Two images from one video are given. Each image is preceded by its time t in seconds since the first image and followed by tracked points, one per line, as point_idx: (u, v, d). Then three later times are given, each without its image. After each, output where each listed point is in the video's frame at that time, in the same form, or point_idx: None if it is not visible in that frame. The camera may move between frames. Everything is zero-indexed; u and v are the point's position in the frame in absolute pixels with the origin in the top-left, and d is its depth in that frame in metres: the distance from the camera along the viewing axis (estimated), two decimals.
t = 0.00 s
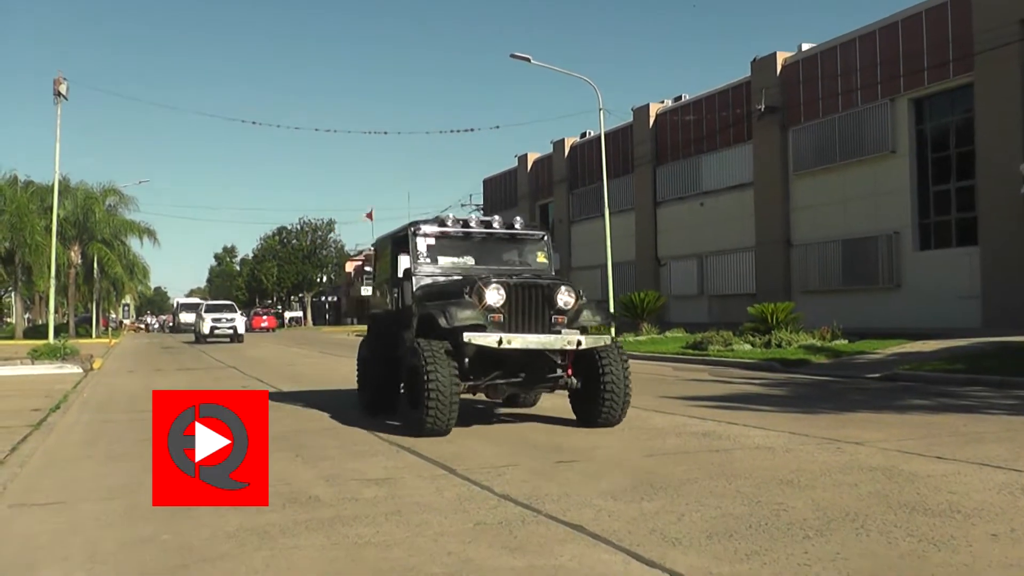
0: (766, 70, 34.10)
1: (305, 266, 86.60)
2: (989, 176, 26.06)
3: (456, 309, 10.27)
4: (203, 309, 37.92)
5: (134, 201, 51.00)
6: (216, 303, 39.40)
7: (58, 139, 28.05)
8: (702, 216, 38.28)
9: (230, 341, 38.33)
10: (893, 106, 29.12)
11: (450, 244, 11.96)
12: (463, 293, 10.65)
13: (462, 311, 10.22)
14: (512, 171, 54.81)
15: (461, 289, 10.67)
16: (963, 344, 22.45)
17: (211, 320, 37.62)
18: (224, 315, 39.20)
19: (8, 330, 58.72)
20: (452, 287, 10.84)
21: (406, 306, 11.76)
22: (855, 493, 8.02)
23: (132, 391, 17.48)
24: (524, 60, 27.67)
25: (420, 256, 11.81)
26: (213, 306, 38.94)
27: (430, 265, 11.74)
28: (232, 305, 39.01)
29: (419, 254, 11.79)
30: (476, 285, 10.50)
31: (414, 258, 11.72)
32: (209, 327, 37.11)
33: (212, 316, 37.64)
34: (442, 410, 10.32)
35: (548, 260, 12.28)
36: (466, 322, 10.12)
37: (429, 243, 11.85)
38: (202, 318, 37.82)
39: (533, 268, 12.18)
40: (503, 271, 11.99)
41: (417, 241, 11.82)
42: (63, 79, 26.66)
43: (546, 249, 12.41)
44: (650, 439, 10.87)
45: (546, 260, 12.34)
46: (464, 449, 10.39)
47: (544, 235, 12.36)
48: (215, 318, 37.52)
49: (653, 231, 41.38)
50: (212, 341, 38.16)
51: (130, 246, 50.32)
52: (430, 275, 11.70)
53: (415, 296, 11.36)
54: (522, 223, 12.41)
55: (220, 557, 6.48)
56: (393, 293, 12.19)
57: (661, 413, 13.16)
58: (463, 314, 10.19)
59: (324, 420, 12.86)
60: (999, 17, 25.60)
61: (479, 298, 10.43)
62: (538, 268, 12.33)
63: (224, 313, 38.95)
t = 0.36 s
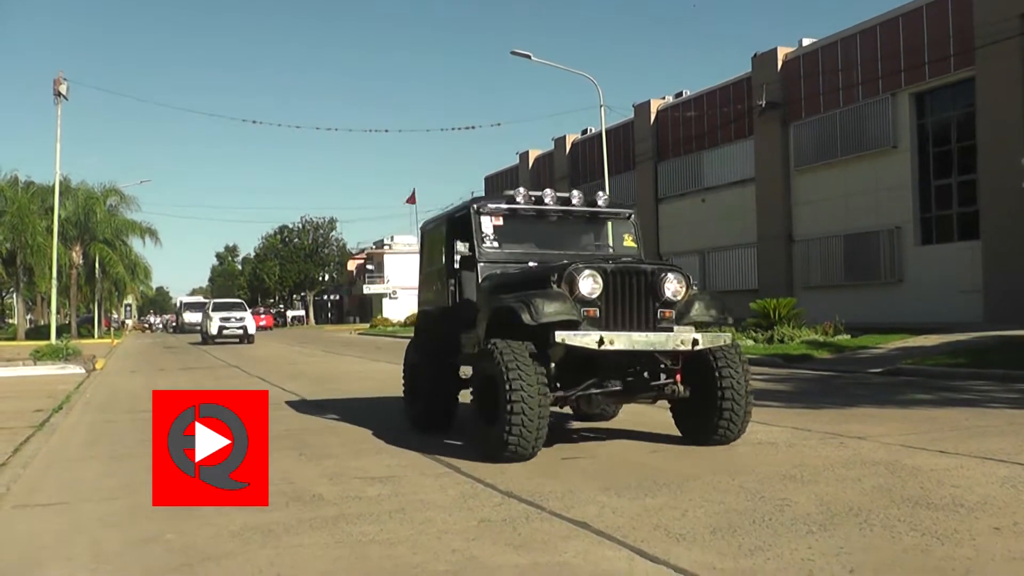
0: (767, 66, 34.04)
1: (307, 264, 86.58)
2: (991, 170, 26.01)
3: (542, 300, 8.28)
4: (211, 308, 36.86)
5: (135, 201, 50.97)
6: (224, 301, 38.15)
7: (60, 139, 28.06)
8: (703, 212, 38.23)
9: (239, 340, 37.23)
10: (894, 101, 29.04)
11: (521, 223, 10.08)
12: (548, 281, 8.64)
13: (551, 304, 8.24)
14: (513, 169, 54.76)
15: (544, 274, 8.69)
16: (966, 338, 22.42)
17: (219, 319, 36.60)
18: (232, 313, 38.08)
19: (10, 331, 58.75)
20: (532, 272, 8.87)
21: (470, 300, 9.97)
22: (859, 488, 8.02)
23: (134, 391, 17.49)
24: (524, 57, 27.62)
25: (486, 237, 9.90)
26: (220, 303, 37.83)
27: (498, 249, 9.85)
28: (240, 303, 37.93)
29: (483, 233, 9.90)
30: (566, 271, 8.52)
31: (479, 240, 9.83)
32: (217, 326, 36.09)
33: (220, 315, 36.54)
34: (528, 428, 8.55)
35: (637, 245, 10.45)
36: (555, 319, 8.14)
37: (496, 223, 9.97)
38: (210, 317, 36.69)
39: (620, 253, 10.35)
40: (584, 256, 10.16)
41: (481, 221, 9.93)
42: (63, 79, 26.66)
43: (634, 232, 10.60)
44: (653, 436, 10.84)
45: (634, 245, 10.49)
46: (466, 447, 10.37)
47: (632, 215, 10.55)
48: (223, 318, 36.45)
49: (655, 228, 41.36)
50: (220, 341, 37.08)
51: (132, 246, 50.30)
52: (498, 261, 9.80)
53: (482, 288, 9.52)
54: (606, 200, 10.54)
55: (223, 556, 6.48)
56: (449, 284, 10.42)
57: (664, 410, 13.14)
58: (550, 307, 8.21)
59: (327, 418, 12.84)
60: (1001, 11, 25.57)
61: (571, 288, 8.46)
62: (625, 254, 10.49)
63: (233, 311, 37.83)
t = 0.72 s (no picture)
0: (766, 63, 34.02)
1: (307, 263, 86.45)
2: (992, 168, 25.99)
3: (680, 288, 6.35)
4: (218, 307, 35.33)
5: (135, 201, 50.94)
6: (231, 300, 36.53)
7: (59, 139, 28.03)
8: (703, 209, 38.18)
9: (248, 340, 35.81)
10: (894, 98, 29.00)
11: (623, 195, 8.15)
12: (683, 264, 6.62)
13: (694, 298, 6.29)
14: (513, 167, 54.73)
15: (678, 257, 6.66)
16: (967, 335, 22.41)
17: (226, 319, 35.16)
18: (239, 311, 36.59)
19: (10, 332, 58.72)
20: (658, 253, 6.84)
21: (556, 293, 7.99)
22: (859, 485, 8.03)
23: (135, 390, 17.50)
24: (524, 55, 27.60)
25: (584, 213, 7.95)
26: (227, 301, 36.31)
27: (599, 226, 7.91)
28: (248, 300, 36.46)
29: (581, 207, 7.94)
30: (711, 254, 6.50)
31: (575, 216, 7.88)
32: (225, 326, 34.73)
33: (227, 315, 35.06)
34: (670, 462, 6.54)
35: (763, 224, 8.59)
36: (702, 317, 6.21)
37: (596, 194, 8.03)
38: (216, 316, 35.18)
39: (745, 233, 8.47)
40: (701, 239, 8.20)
41: (577, 191, 7.97)
42: (63, 79, 26.69)
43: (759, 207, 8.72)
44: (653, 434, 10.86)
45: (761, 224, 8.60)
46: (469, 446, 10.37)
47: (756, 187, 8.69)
48: (231, 317, 34.99)
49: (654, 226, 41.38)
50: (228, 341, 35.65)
51: (132, 245, 50.26)
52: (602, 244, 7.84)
53: (581, 276, 7.51)
54: (728, 167, 8.56)
55: (223, 555, 6.48)
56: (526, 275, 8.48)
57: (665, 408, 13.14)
58: (695, 301, 6.27)
59: (327, 418, 12.85)
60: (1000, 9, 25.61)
61: (717, 277, 6.47)
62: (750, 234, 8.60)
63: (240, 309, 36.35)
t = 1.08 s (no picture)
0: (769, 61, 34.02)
1: (309, 262, 86.47)
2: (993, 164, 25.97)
3: (948, 268, 4.30)
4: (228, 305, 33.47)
5: (137, 200, 51.02)
6: (240, 299, 34.64)
7: (61, 139, 28.11)
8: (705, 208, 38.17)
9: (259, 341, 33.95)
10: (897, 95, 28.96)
11: (802, 148, 6.03)
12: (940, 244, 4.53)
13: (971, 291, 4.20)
14: (515, 165, 54.78)
15: (931, 224, 4.57)
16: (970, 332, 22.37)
17: (236, 318, 33.34)
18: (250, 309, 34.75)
19: (13, 332, 58.88)
20: (899, 221, 4.75)
21: (700, 281, 6.31)
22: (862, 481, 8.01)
23: (138, 389, 17.55)
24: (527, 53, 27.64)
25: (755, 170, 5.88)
26: (237, 298, 34.46)
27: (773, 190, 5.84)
28: (259, 298, 34.57)
29: (750, 162, 5.88)
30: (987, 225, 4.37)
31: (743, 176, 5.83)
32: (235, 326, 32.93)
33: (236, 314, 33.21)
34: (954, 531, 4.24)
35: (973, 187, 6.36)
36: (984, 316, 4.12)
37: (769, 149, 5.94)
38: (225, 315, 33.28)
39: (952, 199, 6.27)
40: (900, 209, 6.02)
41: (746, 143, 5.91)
42: (65, 79, 26.74)
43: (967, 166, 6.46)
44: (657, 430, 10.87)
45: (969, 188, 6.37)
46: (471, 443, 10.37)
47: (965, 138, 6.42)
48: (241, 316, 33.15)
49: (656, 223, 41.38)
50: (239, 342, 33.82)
51: (134, 245, 50.33)
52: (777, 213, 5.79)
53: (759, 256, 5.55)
54: (929, 112, 6.36)
55: (227, 553, 6.50)
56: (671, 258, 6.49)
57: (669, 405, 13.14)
58: (970, 293, 4.19)
59: (330, 415, 12.86)
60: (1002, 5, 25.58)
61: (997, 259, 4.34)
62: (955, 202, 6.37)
63: (252, 307, 34.51)
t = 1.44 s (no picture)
0: (773, 58, 33.91)
1: (312, 260, 86.42)
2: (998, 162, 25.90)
3: None
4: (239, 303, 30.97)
5: (140, 198, 51.01)
6: (252, 294, 32.13)
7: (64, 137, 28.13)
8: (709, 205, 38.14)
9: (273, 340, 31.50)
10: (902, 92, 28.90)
11: None
12: None
13: None
14: (518, 163, 54.74)
15: None
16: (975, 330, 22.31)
17: (249, 315, 30.98)
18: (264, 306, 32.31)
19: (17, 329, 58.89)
20: None
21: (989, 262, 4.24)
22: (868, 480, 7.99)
23: (142, 387, 17.55)
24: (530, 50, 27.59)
25: None
26: (250, 294, 31.99)
27: None
28: (275, 294, 32.11)
29: None
30: None
31: None
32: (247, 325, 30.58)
33: (249, 311, 30.85)
34: None
35: None
36: None
37: None
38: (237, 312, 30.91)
39: None
40: None
41: None
42: (68, 78, 26.76)
43: None
44: (661, 428, 10.85)
45: None
46: (475, 441, 10.35)
47: None
48: (254, 313, 30.81)
49: (660, 221, 41.26)
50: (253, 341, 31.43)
51: (138, 243, 50.31)
52: None
53: None
54: None
55: (230, 550, 6.49)
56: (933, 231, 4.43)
57: (672, 402, 13.12)
58: None
59: (333, 413, 12.85)
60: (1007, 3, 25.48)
61: None
62: None
63: (266, 303, 32.06)
